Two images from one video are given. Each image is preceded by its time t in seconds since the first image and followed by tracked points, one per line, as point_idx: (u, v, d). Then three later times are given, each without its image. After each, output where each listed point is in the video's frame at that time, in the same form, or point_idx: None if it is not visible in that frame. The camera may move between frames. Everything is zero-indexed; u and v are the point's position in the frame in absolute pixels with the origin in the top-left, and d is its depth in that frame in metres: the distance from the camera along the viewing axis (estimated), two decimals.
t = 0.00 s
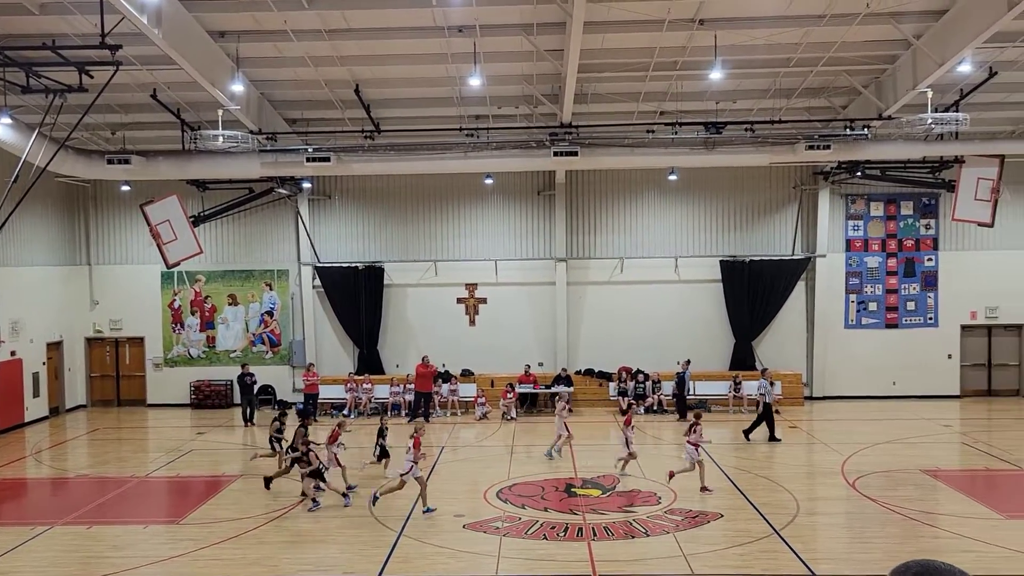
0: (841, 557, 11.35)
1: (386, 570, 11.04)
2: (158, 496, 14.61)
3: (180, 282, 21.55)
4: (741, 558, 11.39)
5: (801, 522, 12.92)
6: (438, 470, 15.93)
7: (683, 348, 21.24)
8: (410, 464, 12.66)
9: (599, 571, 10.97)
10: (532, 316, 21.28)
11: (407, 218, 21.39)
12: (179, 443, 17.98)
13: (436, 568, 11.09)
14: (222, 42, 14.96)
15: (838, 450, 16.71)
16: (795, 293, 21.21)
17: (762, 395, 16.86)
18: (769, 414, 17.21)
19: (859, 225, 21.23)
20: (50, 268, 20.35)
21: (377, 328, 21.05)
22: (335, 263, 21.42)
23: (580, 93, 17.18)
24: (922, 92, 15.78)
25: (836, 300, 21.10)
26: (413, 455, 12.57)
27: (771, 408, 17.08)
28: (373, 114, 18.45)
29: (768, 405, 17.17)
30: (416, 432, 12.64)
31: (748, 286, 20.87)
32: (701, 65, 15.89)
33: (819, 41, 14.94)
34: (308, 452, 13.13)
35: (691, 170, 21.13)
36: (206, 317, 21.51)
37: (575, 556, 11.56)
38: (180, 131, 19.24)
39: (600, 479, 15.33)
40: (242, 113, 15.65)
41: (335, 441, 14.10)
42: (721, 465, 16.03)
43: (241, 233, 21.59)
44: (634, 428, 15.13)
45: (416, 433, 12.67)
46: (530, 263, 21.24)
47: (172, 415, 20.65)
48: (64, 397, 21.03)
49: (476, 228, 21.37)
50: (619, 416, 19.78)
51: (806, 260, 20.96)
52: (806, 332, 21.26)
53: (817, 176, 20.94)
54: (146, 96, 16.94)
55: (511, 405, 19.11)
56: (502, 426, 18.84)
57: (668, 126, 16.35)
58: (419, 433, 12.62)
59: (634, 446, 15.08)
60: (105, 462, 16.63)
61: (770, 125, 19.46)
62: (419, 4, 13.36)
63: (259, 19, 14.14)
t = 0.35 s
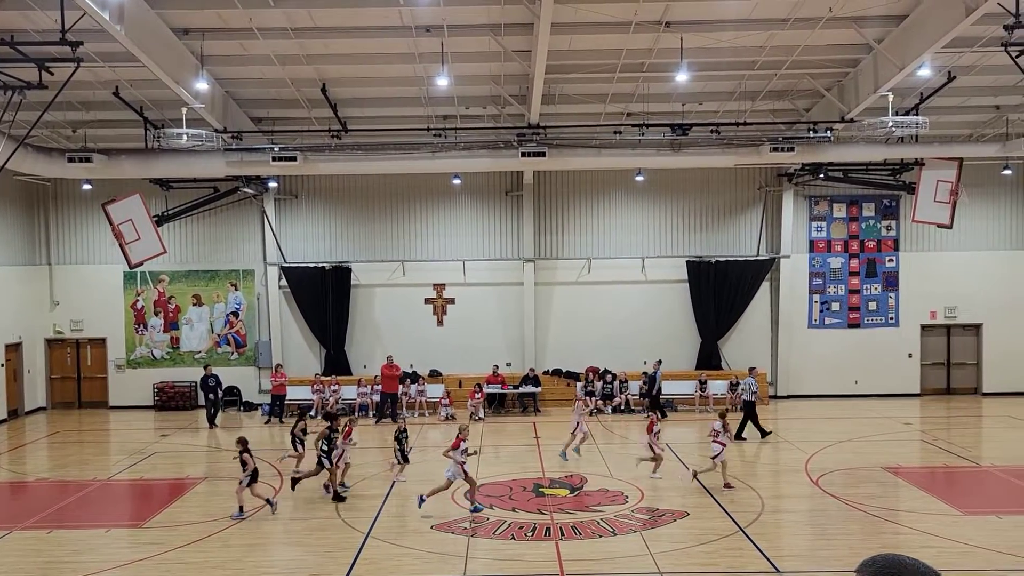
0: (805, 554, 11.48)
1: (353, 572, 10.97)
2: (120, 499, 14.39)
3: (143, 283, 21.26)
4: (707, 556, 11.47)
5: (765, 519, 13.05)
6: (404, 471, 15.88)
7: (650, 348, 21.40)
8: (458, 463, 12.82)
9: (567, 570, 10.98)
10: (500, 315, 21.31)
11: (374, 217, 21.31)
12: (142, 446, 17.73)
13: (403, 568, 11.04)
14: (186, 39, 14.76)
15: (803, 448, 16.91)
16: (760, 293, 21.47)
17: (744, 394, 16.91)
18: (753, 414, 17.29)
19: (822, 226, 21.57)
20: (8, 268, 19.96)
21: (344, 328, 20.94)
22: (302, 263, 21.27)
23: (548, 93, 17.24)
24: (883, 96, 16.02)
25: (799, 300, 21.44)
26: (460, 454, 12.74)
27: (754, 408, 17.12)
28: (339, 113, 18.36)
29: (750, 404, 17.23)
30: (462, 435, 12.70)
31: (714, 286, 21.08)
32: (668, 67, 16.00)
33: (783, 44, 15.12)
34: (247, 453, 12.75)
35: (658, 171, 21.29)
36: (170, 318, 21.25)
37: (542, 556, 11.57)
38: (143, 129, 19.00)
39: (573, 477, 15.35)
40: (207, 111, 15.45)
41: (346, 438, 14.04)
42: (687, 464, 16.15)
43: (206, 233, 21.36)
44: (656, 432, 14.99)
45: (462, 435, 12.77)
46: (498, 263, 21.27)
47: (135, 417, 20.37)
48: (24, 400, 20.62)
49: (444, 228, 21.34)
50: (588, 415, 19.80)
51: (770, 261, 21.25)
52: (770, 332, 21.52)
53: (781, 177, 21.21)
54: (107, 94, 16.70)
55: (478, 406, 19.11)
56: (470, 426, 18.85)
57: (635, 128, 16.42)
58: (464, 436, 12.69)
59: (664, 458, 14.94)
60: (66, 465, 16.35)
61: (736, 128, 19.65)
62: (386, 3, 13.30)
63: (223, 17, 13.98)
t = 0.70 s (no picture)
0: (774, 552, 11.58)
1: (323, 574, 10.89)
2: (85, 503, 14.18)
3: (110, 283, 20.98)
4: (678, 555, 11.53)
5: (735, 518, 13.15)
6: (375, 472, 15.81)
7: (622, 349, 21.51)
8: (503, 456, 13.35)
9: (538, 571, 10.98)
10: (472, 316, 21.32)
11: (346, 217, 21.21)
12: (110, 448, 17.50)
13: (374, 570, 10.99)
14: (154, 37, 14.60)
15: (773, 448, 17.07)
16: (730, 294, 21.67)
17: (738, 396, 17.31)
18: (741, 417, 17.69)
19: (791, 227, 21.84)
20: None
21: (315, 330, 20.82)
22: (273, 263, 21.13)
23: (520, 94, 17.26)
24: (851, 99, 16.23)
25: (769, 301, 21.70)
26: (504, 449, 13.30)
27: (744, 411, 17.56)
28: (311, 112, 18.27)
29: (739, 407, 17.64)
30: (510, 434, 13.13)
31: (685, 287, 21.25)
32: (640, 68, 16.07)
33: (753, 47, 15.25)
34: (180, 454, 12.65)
35: (630, 172, 21.42)
36: (138, 319, 20.99)
37: (514, 557, 11.56)
38: (110, 127, 18.78)
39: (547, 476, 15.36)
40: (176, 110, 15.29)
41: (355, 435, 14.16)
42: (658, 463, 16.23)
43: (175, 233, 21.13)
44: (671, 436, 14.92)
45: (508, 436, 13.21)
46: (470, 264, 21.28)
47: (102, 419, 20.10)
48: None
49: (416, 228, 21.29)
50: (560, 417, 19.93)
51: (740, 262, 21.48)
52: (741, 332, 21.73)
53: (751, 179, 21.43)
54: (74, 91, 16.48)
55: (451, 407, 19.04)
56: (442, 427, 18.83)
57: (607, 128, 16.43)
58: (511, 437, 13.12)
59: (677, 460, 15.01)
60: (31, 468, 16.10)
61: (707, 129, 19.87)
62: (358, 3, 13.22)
63: (193, 14, 13.83)
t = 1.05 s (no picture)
0: (737, 551, 11.69)
1: None
2: (41, 507, 13.87)
3: (67, 283, 20.58)
4: (642, 555, 11.58)
5: (698, 517, 13.25)
6: (339, 474, 15.68)
7: (587, 350, 21.65)
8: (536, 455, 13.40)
9: (503, 571, 10.97)
10: (437, 317, 21.31)
11: (310, 218, 21.08)
12: (68, 452, 17.16)
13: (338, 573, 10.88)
14: (114, 33, 14.35)
15: (736, 448, 17.25)
16: (694, 295, 21.93)
17: (722, 396, 16.90)
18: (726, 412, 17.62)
19: (754, 230, 22.13)
20: None
21: (278, 330, 20.66)
22: (235, 264, 20.94)
23: (486, 95, 17.28)
24: (811, 103, 16.48)
25: (731, 302, 21.96)
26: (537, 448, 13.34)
27: (729, 407, 17.39)
28: (274, 111, 18.12)
29: (723, 403, 17.44)
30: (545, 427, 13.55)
31: (649, 288, 21.42)
32: (604, 71, 16.15)
33: (716, 51, 15.41)
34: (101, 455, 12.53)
35: (594, 174, 21.55)
36: (97, 320, 20.62)
37: (479, 558, 11.52)
38: (68, 125, 18.44)
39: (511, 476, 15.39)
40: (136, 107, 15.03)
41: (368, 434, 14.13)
42: (622, 463, 16.29)
43: (135, 233, 20.80)
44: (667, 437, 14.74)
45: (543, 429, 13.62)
46: (435, 265, 21.26)
47: (60, 423, 19.72)
48: None
49: (381, 229, 21.22)
50: (525, 417, 20.04)
51: (703, 263, 21.73)
52: (704, 333, 21.99)
53: (714, 182, 21.68)
54: (30, 88, 16.14)
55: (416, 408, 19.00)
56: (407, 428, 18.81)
57: (572, 131, 16.56)
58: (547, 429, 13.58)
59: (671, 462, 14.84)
60: None
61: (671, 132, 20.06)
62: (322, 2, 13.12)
63: (154, 11, 13.61)
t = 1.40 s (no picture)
0: (697, 549, 11.75)
1: None
2: None
3: (20, 283, 20.12)
4: (604, 554, 11.60)
5: (659, 517, 13.31)
6: (300, 476, 15.50)
7: (549, 351, 21.79)
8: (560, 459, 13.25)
9: (465, 572, 10.91)
10: (400, 317, 21.31)
11: (271, 218, 20.94)
12: (21, 455, 16.77)
13: None
14: (69, 28, 14.05)
15: (696, 448, 17.41)
16: (655, 296, 22.18)
17: (699, 395, 17.35)
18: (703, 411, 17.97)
19: (714, 232, 22.43)
20: None
21: (238, 331, 20.50)
22: (194, 263, 20.72)
23: (449, 96, 17.29)
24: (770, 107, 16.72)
25: (692, 303, 22.19)
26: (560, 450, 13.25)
27: (706, 407, 17.73)
28: (234, 109, 17.94)
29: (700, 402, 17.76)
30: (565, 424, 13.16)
31: (611, 290, 21.57)
32: (567, 73, 16.23)
33: (677, 54, 15.56)
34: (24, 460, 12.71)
35: (556, 175, 21.66)
36: (50, 320, 20.21)
37: (441, 559, 11.43)
38: (22, 120, 18.03)
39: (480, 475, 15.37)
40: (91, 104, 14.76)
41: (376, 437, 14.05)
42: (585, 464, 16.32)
43: (90, 231, 20.44)
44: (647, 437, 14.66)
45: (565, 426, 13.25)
46: (398, 265, 21.24)
47: (12, 426, 19.27)
48: None
49: (343, 229, 21.16)
50: (487, 417, 20.18)
51: (664, 265, 21.95)
52: (665, 334, 22.24)
53: (675, 184, 21.93)
54: None
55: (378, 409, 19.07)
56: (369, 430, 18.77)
57: (535, 132, 16.75)
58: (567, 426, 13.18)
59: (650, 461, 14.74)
60: None
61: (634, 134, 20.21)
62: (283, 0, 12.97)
63: (110, 7, 13.35)
